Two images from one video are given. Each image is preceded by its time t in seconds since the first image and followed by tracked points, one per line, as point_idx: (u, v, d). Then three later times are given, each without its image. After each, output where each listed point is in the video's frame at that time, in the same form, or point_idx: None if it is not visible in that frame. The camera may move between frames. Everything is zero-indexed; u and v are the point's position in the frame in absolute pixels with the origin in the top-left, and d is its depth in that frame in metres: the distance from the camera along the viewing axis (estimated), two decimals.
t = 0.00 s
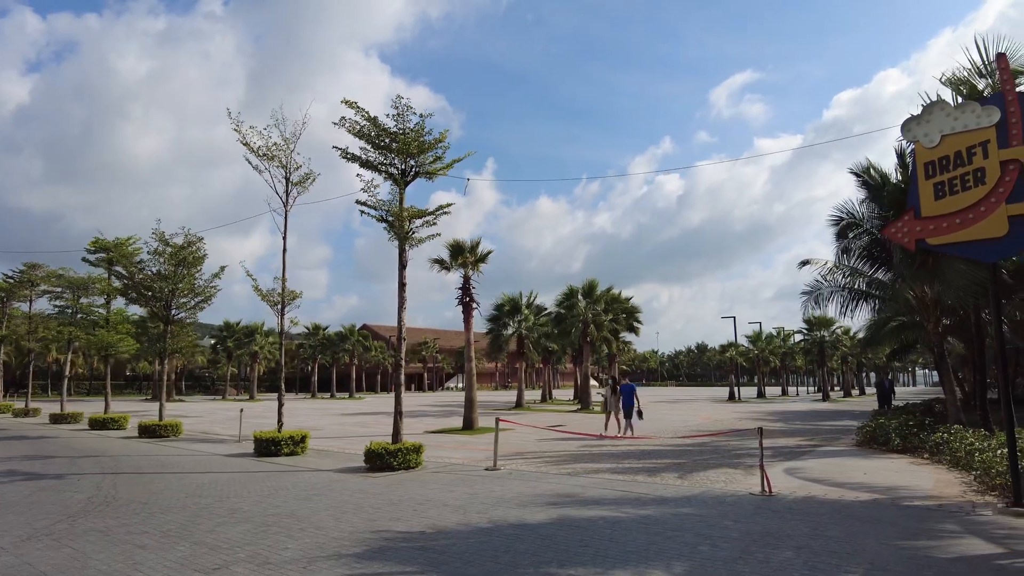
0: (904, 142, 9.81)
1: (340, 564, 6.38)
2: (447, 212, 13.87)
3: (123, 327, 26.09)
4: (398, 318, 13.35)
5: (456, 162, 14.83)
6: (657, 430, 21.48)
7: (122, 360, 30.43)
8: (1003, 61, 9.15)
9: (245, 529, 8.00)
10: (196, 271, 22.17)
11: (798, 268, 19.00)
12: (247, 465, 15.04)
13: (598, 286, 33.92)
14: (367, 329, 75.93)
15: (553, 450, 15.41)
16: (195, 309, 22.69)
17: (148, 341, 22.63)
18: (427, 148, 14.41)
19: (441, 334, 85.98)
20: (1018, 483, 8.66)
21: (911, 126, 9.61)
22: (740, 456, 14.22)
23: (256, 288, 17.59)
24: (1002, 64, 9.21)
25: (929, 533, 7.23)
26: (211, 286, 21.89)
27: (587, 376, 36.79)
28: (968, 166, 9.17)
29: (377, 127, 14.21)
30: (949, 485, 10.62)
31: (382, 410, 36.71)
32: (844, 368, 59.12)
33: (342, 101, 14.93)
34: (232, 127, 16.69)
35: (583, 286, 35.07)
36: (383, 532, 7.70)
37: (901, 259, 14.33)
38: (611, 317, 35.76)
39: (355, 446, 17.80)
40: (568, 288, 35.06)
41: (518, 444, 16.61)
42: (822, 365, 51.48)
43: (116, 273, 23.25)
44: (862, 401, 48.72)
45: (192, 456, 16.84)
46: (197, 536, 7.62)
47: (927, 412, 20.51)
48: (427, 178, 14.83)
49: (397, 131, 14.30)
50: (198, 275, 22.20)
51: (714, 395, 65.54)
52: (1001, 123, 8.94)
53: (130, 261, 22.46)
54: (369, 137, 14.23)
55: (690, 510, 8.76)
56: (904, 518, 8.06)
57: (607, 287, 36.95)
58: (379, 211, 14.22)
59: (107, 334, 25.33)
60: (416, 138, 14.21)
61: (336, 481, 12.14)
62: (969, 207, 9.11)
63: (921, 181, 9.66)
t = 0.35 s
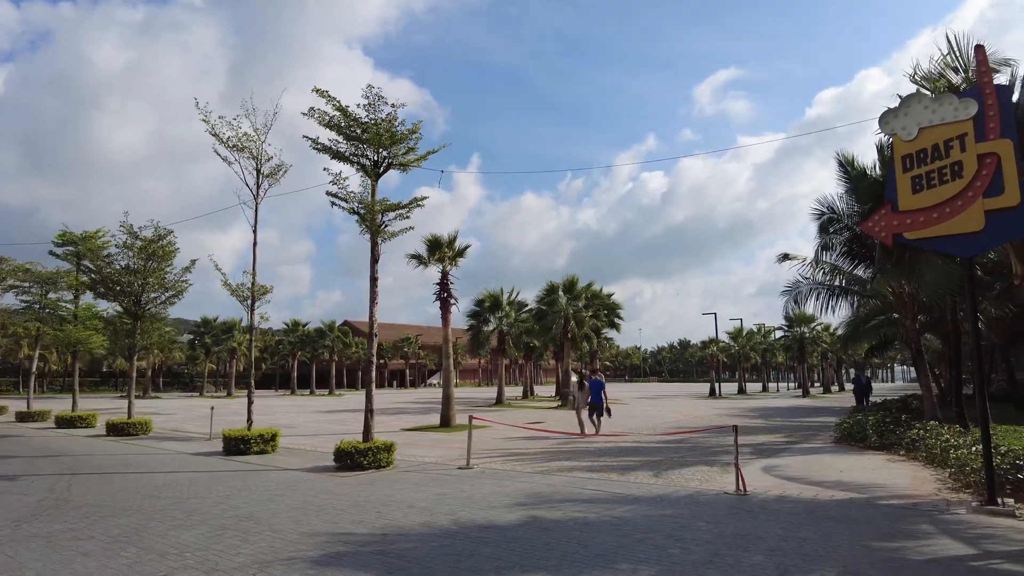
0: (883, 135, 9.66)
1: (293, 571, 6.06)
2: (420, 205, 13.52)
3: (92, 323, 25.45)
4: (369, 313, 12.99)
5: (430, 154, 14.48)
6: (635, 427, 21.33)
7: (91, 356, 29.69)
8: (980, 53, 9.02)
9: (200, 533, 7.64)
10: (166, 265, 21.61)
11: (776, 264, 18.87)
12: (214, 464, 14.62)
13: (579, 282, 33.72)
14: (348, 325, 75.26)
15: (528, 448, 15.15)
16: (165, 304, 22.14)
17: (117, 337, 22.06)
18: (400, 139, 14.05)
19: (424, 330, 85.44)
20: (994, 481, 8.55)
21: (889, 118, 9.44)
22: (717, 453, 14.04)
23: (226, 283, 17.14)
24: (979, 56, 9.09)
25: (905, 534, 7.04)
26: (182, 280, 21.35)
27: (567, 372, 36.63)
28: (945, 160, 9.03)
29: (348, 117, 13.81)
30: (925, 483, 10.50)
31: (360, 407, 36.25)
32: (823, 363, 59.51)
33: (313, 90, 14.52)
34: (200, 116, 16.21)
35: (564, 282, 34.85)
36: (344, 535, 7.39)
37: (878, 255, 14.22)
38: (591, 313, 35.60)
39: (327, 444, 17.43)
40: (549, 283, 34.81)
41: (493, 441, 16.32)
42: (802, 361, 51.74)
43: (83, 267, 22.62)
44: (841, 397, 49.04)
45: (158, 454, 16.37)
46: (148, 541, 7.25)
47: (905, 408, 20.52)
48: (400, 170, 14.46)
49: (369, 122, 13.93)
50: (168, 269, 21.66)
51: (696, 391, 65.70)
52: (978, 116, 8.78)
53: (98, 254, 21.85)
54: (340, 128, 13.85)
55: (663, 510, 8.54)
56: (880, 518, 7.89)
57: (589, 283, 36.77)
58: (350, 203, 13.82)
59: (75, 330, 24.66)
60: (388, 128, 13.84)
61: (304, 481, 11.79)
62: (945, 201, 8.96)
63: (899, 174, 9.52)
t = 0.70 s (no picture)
0: (852, 132, 9.53)
1: None
2: (385, 199, 13.14)
3: (48, 320, 24.54)
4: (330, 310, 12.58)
5: (397, 148, 14.11)
6: (607, 427, 21.14)
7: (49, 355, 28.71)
8: (950, 50, 8.88)
9: (138, 543, 7.20)
10: (126, 261, 20.90)
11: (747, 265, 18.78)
12: (169, 466, 14.08)
13: (553, 280, 33.56)
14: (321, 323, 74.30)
15: (495, 449, 14.85)
16: (125, 301, 21.41)
17: (73, 335, 21.26)
18: (364, 131, 13.65)
19: (399, 329, 84.70)
20: (961, 484, 8.46)
21: (859, 115, 9.34)
22: (686, 454, 13.88)
23: (185, 279, 16.56)
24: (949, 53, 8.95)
25: (871, 539, 6.87)
26: (142, 276, 20.66)
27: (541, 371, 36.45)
28: (914, 157, 8.90)
29: (311, 108, 13.39)
30: (893, 484, 10.42)
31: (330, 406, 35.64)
32: (795, 362, 60.10)
33: (275, 80, 14.08)
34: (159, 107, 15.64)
35: (538, 281, 34.65)
36: (291, 545, 7.01)
37: (848, 255, 14.17)
38: (566, 311, 35.45)
39: (291, 446, 16.95)
40: (523, 282, 34.57)
41: (461, 442, 15.98)
42: (775, 360, 52.13)
43: (38, 262, 21.79)
44: (811, 396, 49.51)
45: (112, 457, 15.77)
46: (79, 553, 6.80)
47: (873, 408, 20.62)
48: (366, 164, 14.06)
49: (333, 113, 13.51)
50: (128, 265, 20.93)
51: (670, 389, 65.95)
52: (947, 113, 8.65)
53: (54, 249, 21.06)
54: (302, 119, 13.43)
55: (627, 515, 8.29)
56: (846, 522, 7.72)
57: (563, 282, 36.60)
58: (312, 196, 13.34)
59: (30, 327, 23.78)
60: (353, 120, 13.45)
61: (260, 485, 11.36)
62: (914, 199, 8.84)
63: (869, 172, 9.39)
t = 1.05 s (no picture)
0: (824, 127, 9.39)
1: None
2: (353, 193, 12.83)
3: (11, 317, 23.83)
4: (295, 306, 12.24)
5: (366, 141, 13.79)
6: (584, 425, 20.97)
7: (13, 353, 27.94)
8: (921, 44, 8.77)
9: (78, 549, 6.85)
10: (90, 256, 20.31)
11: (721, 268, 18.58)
12: (129, 467, 13.64)
13: (531, 278, 33.37)
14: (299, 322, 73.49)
15: (466, 448, 14.59)
16: (90, 297, 20.81)
17: (35, 332, 20.64)
18: (331, 123, 13.31)
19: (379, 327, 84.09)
20: (929, 482, 8.38)
21: (830, 110, 9.23)
22: (659, 453, 13.73)
23: (148, 275, 16.08)
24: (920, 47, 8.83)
25: (838, 541, 6.71)
26: (106, 272, 20.10)
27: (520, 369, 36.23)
28: (885, 153, 8.77)
29: (277, 99, 13.03)
30: (863, 483, 10.34)
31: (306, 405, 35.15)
32: (773, 361, 60.51)
33: (240, 70, 13.69)
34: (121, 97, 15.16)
35: (517, 278, 34.44)
36: (239, 550, 6.70)
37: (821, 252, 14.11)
38: (544, 309, 35.28)
39: (258, 446, 16.55)
40: (501, 279, 34.33)
41: (432, 442, 15.69)
42: (753, 359, 52.41)
43: None
44: (789, 394, 49.83)
45: (71, 458, 15.28)
46: (12, 561, 6.43)
47: (848, 406, 20.67)
48: (333, 157, 13.73)
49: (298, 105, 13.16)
50: (92, 260, 20.36)
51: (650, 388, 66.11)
52: (918, 108, 8.54)
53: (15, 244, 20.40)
54: (267, 110, 13.07)
55: (592, 517, 8.08)
56: (814, 523, 7.58)
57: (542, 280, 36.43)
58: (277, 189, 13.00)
59: None
60: (319, 111, 13.11)
61: (221, 486, 11.00)
62: (884, 195, 8.72)
63: (840, 167, 9.25)
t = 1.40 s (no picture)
0: (801, 112, 9.20)
1: None
2: (325, 180, 12.54)
3: None
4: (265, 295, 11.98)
5: (339, 126, 13.49)
6: (565, 416, 20.84)
7: None
8: (899, 28, 8.62)
9: (25, 546, 6.59)
10: (61, 245, 19.86)
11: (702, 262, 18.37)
12: (97, 460, 13.34)
13: (515, 269, 33.17)
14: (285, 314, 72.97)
15: (443, 439, 14.40)
16: (61, 287, 20.37)
17: (5, 323, 20.17)
18: (303, 108, 12.99)
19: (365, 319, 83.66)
20: (904, 472, 8.29)
21: (809, 94, 9.04)
22: (638, 443, 13.61)
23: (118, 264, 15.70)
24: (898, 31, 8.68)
25: (811, 532, 6.58)
26: (78, 261, 19.67)
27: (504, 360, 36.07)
28: (862, 138, 8.61)
29: (246, 84, 12.69)
30: (839, 473, 10.27)
31: (288, 397, 34.80)
32: (758, 352, 60.77)
33: (209, 53, 13.32)
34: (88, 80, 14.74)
35: (501, 269, 34.23)
36: (193, 544, 6.47)
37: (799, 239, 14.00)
38: (529, 300, 35.11)
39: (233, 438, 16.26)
40: (485, 270, 34.10)
41: (408, 433, 15.47)
42: (737, 349, 52.55)
43: None
44: (773, 385, 50.03)
45: (39, 451, 14.94)
46: None
47: (830, 396, 20.68)
48: (306, 143, 13.42)
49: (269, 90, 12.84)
50: (63, 249, 19.92)
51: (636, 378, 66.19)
52: (896, 93, 8.38)
53: None
54: (236, 95, 12.73)
55: (564, 508, 7.92)
56: (786, 514, 7.46)
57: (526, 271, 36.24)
58: (247, 176, 12.69)
59: None
60: (291, 96, 12.79)
61: (188, 479, 10.75)
62: (862, 181, 8.57)
63: (818, 153, 9.07)
